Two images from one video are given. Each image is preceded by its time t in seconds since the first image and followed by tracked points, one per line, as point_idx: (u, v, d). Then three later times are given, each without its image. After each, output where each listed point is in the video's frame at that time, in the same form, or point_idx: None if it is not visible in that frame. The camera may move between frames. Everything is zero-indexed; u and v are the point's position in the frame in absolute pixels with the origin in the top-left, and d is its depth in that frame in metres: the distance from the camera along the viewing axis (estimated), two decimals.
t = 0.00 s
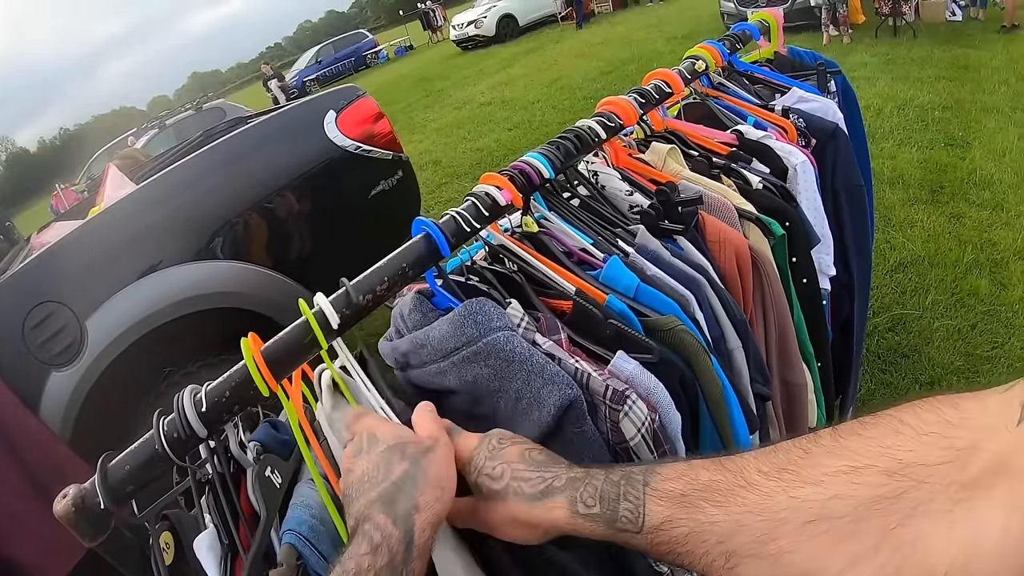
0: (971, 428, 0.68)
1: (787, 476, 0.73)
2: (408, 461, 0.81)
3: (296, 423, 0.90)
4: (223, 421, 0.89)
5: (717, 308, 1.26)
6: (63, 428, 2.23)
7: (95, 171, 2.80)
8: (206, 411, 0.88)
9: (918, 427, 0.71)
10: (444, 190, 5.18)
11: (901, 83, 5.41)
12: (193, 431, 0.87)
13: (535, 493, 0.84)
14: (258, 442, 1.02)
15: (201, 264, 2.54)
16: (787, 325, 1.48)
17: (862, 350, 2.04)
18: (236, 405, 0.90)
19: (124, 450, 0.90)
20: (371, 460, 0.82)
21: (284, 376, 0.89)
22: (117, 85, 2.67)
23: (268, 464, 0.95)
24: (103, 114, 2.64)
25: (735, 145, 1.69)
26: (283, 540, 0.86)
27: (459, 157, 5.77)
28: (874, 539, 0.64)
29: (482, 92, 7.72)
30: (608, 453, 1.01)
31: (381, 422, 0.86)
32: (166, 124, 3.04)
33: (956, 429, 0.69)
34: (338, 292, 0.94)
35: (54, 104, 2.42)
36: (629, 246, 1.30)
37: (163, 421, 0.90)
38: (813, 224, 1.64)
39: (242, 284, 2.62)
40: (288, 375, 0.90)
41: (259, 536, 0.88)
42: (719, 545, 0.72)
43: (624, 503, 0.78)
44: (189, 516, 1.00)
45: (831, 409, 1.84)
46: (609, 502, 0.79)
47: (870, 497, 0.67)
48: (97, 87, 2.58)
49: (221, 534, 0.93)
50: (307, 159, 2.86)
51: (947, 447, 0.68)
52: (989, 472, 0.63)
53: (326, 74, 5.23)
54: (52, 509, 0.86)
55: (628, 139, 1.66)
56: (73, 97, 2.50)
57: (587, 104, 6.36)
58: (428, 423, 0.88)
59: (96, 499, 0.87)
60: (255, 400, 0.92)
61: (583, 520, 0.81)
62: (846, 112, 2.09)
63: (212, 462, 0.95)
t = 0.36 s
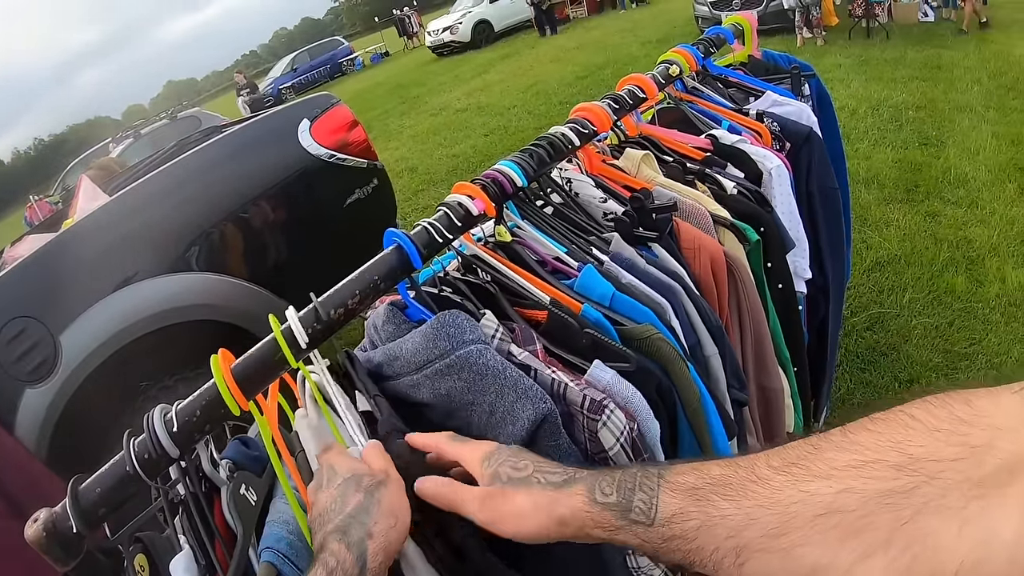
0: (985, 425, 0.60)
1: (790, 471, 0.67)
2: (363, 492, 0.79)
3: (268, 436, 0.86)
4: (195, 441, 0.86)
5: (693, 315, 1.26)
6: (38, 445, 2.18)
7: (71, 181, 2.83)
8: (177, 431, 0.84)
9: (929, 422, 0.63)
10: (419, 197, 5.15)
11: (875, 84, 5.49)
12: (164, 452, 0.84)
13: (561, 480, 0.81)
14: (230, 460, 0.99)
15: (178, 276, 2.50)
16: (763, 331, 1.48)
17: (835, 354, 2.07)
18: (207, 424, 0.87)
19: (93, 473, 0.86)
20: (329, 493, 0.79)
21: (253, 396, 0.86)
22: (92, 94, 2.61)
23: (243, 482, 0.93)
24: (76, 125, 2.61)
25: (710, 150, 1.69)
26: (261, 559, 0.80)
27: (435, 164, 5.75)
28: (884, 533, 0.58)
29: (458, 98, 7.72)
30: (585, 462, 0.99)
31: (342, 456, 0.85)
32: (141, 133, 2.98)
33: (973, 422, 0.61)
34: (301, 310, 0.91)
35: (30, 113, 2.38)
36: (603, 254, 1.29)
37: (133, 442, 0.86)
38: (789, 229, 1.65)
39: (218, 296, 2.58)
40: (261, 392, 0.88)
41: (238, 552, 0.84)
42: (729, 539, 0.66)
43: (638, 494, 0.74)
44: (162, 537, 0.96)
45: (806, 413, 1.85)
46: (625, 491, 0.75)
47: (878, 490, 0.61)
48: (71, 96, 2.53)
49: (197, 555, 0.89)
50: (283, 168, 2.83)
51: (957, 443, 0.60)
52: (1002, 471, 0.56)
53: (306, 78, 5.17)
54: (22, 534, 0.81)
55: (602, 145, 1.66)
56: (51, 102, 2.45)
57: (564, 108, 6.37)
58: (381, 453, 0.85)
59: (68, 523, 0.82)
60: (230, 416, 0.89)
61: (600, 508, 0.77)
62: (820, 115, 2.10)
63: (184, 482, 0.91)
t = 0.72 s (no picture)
0: (994, 394, 0.67)
1: (816, 418, 0.74)
2: (301, 527, 0.77)
3: (255, 448, 0.91)
4: (194, 443, 0.87)
5: (687, 304, 1.27)
6: (37, 453, 2.20)
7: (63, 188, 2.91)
8: (177, 434, 0.85)
9: (939, 401, 0.69)
10: (412, 199, 5.16)
11: (865, 79, 5.52)
12: (164, 455, 0.85)
13: (628, 397, 0.85)
14: (226, 462, 1.01)
15: (173, 282, 2.50)
16: (754, 320, 1.49)
17: (827, 347, 2.09)
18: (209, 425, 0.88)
19: (96, 476, 0.87)
20: (265, 522, 0.77)
21: (245, 402, 0.88)
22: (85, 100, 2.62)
23: (233, 487, 0.95)
24: (68, 131, 2.61)
25: (699, 148, 1.71)
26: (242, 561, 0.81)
27: (428, 165, 5.76)
28: (896, 475, 0.66)
29: (449, 99, 7.72)
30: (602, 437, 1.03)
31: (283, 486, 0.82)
32: (132, 139, 3.00)
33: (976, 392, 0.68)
34: (288, 321, 0.92)
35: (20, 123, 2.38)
36: (598, 248, 1.31)
37: (135, 444, 0.87)
38: (778, 225, 1.67)
39: (213, 301, 2.59)
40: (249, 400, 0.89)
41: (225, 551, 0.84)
42: (763, 467, 0.73)
43: (691, 419, 0.80)
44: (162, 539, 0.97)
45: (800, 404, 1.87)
46: (681, 415, 0.81)
47: (895, 436, 0.68)
48: (62, 104, 2.53)
49: (193, 557, 0.90)
50: (276, 172, 2.84)
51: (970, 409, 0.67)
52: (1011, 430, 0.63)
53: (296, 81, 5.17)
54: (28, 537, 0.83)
55: (591, 146, 1.68)
56: (39, 112, 2.45)
57: (555, 108, 6.39)
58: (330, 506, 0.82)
59: (73, 525, 0.84)
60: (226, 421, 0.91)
61: (654, 429, 0.81)
62: (808, 112, 2.12)
63: (181, 484, 0.92)
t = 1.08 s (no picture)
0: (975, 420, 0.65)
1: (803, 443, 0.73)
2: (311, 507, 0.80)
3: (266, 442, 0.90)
4: (199, 442, 0.87)
5: (690, 295, 1.27)
6: (45, 455, 2.20)
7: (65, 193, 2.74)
8: (181, 433, 0.86)
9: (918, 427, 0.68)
10: (415, 194, 5.16)
11: (867, 67, 5.48)
12: (168, 455, 0.85)
13: (552, 441, 0.83)
14: (238, 462, 0.99)
15: (176, 282, 2.51)
16: (759, 308, 1.49)
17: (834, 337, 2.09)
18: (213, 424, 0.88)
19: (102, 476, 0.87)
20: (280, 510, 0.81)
21: (249, 400, 0.88)
22: (86, 103, 2.64)
23: (244, 483, 0.93)
24: (70, 134, 2.64)
25: (699, 138, 1.70)
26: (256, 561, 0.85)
27: (430, 160, 5.75)
28: (879, 509, 0.64)
29: (450, 94, 7.70)
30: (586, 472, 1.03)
31: (297, 468, 0.85)
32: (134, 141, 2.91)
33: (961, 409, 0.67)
34: (295, 315, 0.92)
35: (19, 127, 2.42)
36: (599, 241, 1.31)
37: (139, 445, 0.87)
38: (780, 214, 1.67)
39: (219, 300, 2.59)
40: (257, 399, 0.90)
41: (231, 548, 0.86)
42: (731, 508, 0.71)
43: (635, 463, 0.78)
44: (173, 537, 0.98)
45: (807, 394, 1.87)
46: (623, 460, 0.79)
47: (874, 468, 0.67)
48: (62, 105, 2.54)
49: (200, 556, 0.92)
50: (278, 171, 2.84)
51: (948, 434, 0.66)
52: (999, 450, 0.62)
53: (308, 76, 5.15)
54: (36, 538, 0.84)
55: (591, 138, 1.67)
56: (41, 115, 2.47)
57: (557, 101, 6.36)
58: (348, 453, 0.83)
59: (80, 525, 0.84)
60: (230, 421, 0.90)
61: (595, 477, 0.80)
62: (810, 100, 2.11)
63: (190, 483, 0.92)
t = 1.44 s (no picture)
0: (950, 474, 0.57)
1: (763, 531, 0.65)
2: (291, 523, 0.80)
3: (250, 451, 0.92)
4: (186, 455, 0.86)
5: (684, 300, 1.25)
6: (48, 460, 2.19)
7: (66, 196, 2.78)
8: (168, 447, 0.85)
9: (895, 481, 0.60)
10: (415, 189, 5.14)
11: (868, 53, 5.44)
12: (156, 469, 0.84)
13: None
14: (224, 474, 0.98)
15: (177, 284, 2.50)
16: (761, 310, 1.47)
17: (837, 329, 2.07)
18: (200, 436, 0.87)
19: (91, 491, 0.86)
20: (256, 527, 0.81)
21: (235, 412, 0.87)
22: (84, 105, 2.60)
23: (230, 496, 0.93)
24: (71, 135, 2.59)
25: (697, 131, 1.68)
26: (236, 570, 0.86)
27: (430, 154, 5.72)
28: None
29: (449, 88, 7.67)
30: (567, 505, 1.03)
31: (277, 487, 0.86)
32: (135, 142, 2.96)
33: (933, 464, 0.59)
34: (301, 309, 0.91)
35: (21, 129, 2.40)
36: (591, 243, 1.28)
37: (127, 460, 0.87)
38: (782, 206, 1.64)
39: (219, 301, 2.58)
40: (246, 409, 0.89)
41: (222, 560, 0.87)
42: None
43: None
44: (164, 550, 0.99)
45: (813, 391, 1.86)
46: None
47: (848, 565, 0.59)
48: (61, 108, 2.51)
49: (190, 568, 0.92)
50: (275, 170, 2.81)
51: (924, 499, 0.57)
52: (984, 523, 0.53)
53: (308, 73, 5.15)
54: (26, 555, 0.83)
55: (586, 133, 1.65)
56: (39, 116, 2.44)
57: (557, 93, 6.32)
58: (340, 495, 0.84)
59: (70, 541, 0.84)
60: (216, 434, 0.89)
61: None
62: (810, 89, 2.08)
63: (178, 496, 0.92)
